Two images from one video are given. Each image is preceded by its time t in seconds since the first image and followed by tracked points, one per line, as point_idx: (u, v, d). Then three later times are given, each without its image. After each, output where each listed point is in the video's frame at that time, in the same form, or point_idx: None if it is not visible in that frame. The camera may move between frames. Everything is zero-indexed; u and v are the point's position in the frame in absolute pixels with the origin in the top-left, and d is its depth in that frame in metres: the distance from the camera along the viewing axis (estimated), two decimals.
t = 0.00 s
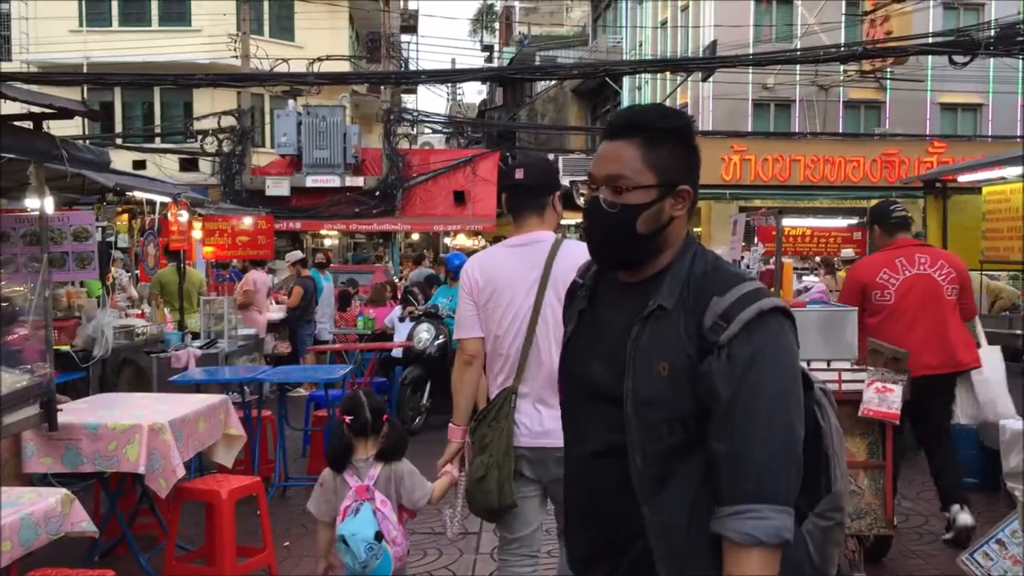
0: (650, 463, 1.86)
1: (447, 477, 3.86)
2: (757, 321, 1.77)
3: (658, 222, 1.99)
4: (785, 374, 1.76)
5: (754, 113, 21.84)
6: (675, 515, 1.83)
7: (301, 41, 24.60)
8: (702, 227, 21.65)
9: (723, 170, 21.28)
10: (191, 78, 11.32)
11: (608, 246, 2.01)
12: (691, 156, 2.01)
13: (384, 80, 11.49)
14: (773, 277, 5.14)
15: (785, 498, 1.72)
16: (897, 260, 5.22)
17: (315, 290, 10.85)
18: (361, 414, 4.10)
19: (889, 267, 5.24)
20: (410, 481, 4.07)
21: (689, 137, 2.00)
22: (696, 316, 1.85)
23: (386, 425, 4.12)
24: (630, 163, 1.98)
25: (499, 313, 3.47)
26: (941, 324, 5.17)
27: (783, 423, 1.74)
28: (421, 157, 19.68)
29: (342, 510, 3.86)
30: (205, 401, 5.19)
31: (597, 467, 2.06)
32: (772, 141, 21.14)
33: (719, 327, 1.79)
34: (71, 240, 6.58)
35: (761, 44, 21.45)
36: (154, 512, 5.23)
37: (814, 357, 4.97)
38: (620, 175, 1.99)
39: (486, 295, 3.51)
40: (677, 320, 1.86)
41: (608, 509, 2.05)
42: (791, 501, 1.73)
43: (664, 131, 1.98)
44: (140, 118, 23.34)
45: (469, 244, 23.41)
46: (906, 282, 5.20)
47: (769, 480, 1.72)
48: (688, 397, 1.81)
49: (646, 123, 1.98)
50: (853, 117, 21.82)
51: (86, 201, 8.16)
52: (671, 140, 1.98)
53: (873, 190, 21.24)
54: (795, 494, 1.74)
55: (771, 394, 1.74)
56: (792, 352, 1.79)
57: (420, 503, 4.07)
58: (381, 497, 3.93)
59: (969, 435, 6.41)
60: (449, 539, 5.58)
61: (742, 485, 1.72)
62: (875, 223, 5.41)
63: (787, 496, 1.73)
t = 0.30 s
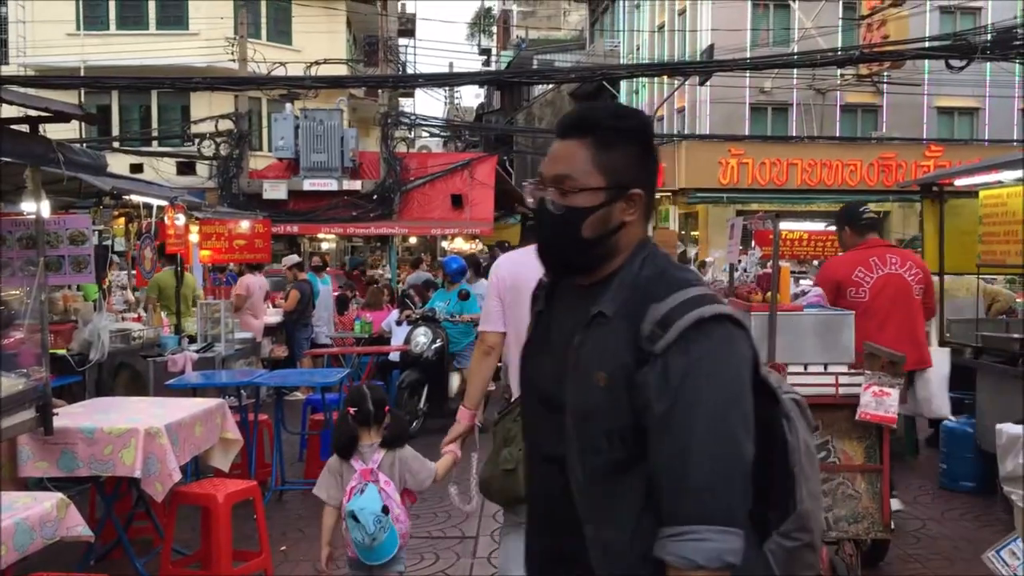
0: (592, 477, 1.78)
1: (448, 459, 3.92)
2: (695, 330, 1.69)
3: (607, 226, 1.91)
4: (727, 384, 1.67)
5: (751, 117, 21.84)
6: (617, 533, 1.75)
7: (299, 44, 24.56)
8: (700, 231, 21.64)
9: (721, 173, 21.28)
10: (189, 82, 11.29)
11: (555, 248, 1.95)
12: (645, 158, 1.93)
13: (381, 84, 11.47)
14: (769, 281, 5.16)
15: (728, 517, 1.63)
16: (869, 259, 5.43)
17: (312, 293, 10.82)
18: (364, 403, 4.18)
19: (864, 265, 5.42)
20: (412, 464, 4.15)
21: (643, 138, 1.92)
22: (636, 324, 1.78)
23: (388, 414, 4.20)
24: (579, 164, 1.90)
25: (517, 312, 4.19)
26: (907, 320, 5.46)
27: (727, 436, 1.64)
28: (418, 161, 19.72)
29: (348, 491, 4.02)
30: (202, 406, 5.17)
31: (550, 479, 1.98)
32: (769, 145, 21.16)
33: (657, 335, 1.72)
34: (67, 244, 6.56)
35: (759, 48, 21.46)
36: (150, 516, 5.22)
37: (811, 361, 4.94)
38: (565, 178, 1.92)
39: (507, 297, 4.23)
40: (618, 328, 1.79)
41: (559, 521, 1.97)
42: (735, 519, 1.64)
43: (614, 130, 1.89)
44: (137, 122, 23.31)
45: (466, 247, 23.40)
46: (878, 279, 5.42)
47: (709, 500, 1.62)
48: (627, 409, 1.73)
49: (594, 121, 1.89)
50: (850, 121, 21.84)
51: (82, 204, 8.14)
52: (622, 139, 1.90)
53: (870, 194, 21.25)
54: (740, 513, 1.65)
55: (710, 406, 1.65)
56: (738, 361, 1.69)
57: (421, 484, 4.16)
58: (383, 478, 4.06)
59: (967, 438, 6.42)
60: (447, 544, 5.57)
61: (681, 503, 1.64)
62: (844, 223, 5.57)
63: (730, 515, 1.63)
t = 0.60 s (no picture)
0: (472, 494, 1.61)
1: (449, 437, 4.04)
2: (572, 334, 1.53)
3: (493, 235, 1.77)
4: (607, 388, 1.50)
5: (746, 120, 21.91)
6: (499, 549, 1.56)
7: (294, 47, 24.61)
8: (694, 233, 21.69)
9: (716, 176, 21.26)
10: (183, 84, 11.29)
11: (446, 261, 1.81)
12: (535, 162, 1.79)
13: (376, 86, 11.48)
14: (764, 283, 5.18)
15: (612, 523, 1.45)
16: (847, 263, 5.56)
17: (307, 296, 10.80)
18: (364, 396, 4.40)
19: (838, 270, 5.54)
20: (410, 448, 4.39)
21: (531, 144, 1.79)
22: (515, 330, 1.61)
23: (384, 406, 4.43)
24: (464, 173, 1.77)
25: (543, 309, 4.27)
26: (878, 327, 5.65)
27: (607, 440, 1.47)
28: (413, 164, 19.86)
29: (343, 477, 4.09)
30: (195, 409, 5.16)
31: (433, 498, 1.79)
32: (763, 148, 21.20)
33: (531, 339, 1.56)
34: (61, 246, 6.54)
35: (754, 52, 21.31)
36: (143, 520, 5.20)
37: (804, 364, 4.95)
38: (450, 186, 1.79)
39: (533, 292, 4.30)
40: (496, 334, 1.63)
41: (443, 542, 1.77)
42: (624, 524, 1.47)
43: (498, 140, 1.78)
44: (132, 125, 23.29)
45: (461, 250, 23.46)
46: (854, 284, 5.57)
47: (590, 506, 1.45)
48: (505, 417, 1.57)
49: (478, 132, 1.79)
50: (844, 124, 21.93)
51: (76, 207, 8.12)
52: (509, 146, 1.78)
53: (864, 197, 21.35)
54: (630, 518, 1.48)
55: (587, 410, 1.47)
56: (619, 365, 1.53)
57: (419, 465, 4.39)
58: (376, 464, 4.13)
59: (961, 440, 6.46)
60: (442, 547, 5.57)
61: (562, 508, 1.46)
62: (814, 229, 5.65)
63: (616, 520, 1.46)
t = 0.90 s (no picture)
0: (353, 486, 1.61)
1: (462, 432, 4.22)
2: (448, 325, 1.53)
3: (371, 231, 1.76)
4: (483, 379, 1.49)
5: (741, 124, 21.95)
6: (380, 541, 1.55)
7: (289, 51, 24.61)
8: (690, 237, 21.71)
9: (711, 180, 21.28)
10: (178, 88, 11.27)
11: (333, 258, 1.81)
12: (424, 159, 1.77)
13: (371, 90, 11.46)
14: (759, 287, 5.20)
15: (484, 510, 1.43)
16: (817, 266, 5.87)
17: (302, 299, 10.75)
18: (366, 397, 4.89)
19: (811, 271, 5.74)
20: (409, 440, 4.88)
21: (419, 137, 1.76)
22: (396, 323, 1.62)
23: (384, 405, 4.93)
24: (339, 170, 1.75)
25: (535, 318, 4.34)
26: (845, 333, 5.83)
27: (480, 429, 1.46)
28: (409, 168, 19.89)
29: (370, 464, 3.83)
30: (190, 413, 5.15)
31: (327, 494, 1.79)
32: (759, 152, 21.24)
33: (410, 332, 1.56)
34: (55, 251, 6.54)
35: (748, 56, 21.56)
36: (138, 524, 5.18)
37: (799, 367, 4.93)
38: (330, 181, 1.76)
39: (524, 302, 4.39)
40: (380, 329, 1.63)
41: (335, 539, 1.76)
42: (495, 513, 1.45)
43: (380, 135, 1.74)
44: (127, 129, 23.26)
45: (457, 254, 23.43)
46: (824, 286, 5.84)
47: (462, 495, 1.43)
48: (383, 408, 1.57)
49: (356, 127, 1.76)
50: (839, 128, 21.99)
51: (71, 211, 8.10)
52: (389, 140, 1.74)
53: (859, 201, 21.40)
54: (502, 506, 1.46)
55: (461, 399, 1.47)
56: (497, 356, 1.54)
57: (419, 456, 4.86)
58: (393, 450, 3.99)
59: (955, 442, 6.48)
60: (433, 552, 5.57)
61: (431, 499, 1.44)
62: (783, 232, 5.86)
63: (488, 509, 1.44)
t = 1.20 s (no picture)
0: (261, 506, 1.64)
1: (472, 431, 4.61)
2: (357, 352, 1.55)
3: (284, 237, 1.78)
4: (393, 410, 1.50)
5: (737, 128, 21.97)
6: (286, 562, 1.59)
7: (285, 54, 24.59)
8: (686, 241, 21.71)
9: (707, 183, 21.26)
10: (175, 91, 11.25)
11: (249, 266, 1.83)
12: (349, 170, 1.79)
13: (367, 93, 11.46)
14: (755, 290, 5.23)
15: (390, 544, 1.45)
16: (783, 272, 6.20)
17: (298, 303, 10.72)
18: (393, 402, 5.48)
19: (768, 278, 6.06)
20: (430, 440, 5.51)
21: (342, 145, 1.78)
22: (309, 344, 1.64)
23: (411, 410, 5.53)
24: (257, 174, 1.77)
25: (531, 313, 4.52)
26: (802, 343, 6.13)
27: (388, 460, 1.47)
28: (405, 171, 19.82)
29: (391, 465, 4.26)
30: (186, 417, 5.14)
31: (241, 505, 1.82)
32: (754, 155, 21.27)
33: (325, 355, 1.57)
34: (50, 254, 6.53)
35: (744, 59, 21.62)
36: (133, 528, 5.17)
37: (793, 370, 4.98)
38: (253, 184, 1.78)
39: (521, 299, 4.57)
40: (293, 348, 1.67)
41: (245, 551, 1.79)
42: (399, 546, 1.46)
43: (302, 137, 1.76)
44: (123, 132, 23.22)
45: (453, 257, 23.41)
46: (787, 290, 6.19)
47: (366, 528, 1.44)
48: (292, 431, 1.60)
49: (276, 136, 1.78)
50: (835, 132, 22.04)
51: (66, 215, 8.08)
52: (308, 147, 1.76)
53: (855, 205, 21.43)
54: (408, 538, 1.48)
55: (370, 430, 1.48)
56: (409, 384, 1.55)
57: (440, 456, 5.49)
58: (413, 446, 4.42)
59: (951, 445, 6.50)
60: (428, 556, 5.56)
61: (337, 530, 1.45)
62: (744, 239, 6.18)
63: (391, 542, 1.45)
